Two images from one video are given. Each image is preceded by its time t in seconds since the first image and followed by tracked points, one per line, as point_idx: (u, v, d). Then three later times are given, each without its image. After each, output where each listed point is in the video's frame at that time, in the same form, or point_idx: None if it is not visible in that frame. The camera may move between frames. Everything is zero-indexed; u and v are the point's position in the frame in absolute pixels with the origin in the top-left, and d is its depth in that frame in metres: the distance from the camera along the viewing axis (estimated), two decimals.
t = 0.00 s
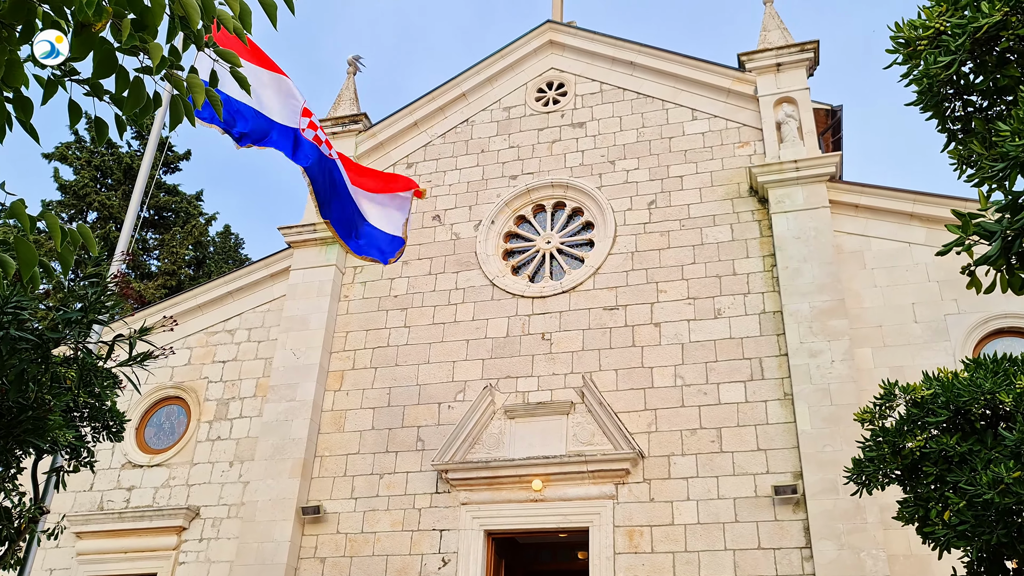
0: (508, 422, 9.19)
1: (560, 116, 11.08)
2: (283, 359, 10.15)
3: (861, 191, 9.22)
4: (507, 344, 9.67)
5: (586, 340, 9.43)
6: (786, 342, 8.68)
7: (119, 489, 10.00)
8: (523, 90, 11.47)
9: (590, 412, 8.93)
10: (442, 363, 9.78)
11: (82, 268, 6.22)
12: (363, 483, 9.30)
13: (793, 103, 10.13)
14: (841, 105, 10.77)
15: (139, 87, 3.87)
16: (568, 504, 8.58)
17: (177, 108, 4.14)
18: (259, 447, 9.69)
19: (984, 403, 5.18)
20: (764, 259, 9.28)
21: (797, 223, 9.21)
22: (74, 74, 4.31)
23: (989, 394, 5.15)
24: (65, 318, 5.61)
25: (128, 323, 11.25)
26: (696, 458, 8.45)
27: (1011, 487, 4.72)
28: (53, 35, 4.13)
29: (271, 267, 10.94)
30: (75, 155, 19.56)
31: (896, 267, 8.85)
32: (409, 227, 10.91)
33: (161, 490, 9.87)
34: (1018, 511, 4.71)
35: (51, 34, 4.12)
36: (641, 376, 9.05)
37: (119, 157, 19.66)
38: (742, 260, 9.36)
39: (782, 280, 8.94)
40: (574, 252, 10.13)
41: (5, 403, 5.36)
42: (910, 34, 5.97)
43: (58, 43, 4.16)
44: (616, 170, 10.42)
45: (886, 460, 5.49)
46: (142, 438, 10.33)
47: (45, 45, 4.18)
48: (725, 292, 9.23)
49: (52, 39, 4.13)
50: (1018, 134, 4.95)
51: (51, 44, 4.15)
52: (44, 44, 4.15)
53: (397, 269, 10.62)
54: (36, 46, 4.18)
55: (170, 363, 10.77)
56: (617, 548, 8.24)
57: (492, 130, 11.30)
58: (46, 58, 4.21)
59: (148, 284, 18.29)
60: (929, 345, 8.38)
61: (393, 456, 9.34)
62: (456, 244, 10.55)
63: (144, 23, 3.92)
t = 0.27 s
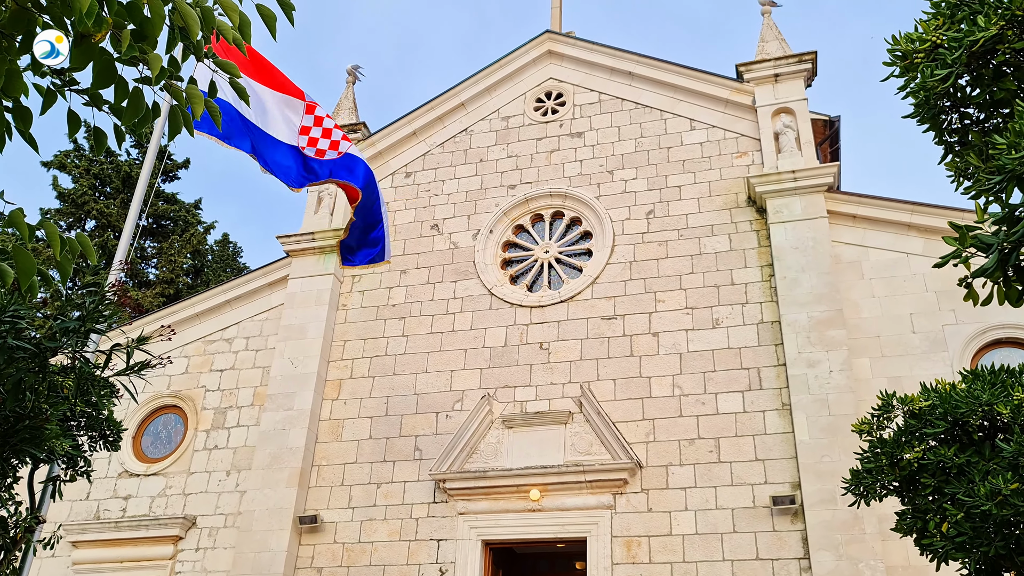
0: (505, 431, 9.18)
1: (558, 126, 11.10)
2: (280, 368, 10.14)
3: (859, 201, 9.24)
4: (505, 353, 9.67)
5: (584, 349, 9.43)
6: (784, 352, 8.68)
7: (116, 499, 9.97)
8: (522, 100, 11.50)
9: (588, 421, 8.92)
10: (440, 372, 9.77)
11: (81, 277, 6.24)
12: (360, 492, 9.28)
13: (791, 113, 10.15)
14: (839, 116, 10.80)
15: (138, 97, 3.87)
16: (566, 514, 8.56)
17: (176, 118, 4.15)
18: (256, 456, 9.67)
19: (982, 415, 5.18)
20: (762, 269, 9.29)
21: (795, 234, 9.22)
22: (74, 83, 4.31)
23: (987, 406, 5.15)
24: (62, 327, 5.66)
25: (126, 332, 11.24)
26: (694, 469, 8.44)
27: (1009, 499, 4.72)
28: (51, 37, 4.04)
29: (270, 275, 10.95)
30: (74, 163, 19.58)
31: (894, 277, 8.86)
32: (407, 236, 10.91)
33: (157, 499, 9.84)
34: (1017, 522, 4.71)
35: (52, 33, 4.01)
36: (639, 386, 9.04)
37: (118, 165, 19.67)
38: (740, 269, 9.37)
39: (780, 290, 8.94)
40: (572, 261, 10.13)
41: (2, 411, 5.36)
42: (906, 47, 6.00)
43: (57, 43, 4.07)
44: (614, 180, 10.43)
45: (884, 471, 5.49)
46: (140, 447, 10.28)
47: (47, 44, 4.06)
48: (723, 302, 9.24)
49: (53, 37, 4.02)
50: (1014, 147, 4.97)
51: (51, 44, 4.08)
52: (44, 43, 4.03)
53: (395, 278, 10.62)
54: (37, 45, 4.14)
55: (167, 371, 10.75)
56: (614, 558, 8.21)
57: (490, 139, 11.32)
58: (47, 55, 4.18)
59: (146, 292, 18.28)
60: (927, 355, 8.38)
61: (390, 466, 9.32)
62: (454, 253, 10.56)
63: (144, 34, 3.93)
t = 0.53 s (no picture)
0: (503, 441, 9.16)
1: (557, 136, 11.12)
2: (278, 378, 10.12)
3: (856, 212, 9.25)
4: (503, 363, 9.66)
5: (582, 360, 9.42)
6: (782, 363, 8.68)
7: (112, 508, 9.94)
8: (521, 110, 11.53)
9: (586, 432, 8.91)
10: (437, 382, 9.76)
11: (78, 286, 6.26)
12: (357, 502, 9.25)
13: (788, 124, 10.18)
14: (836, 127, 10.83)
15: (138, 108, 3.88)
16: (564, 525, 8.54)
17: (175, 128, 4.15)
18: (253, 466, 9.64)
19: (980, 427, 5.19)
20: (760, 280, 9.29)
21: (793, 244, 9.23)
22: (73, 94, 4.32)
23: (985, 418, 5.15)
24: (60, 336, 5.68)
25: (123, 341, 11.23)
26: (692, 479, 8.42)
27: (1008, 511, 4.73)
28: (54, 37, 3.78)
29: (268, 284, 10.94)
30: (73, 172, 19.60)
31: (891, 288, 8.86)
32: (405, 245, 10.92)
33: (153, 509, 9.80)
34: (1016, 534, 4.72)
35: (52, 33, 3.78)
36: (637, 396, 9.03)
37: (117, 174, 19.69)
38: (738, 280, 9.37)
39: (778, 300, 8.95)
40: (570, 271, 10.14)
41: None
42: (903, 60, 6.01)
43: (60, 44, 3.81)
44: (613, 190, 10.45)
45: (882, 483, 5.49)
46: (136, 456, 10.25)
47: (46, 46, 3.82)
48: (721, 312, 9.24)
49: (53, 38, 3.79)
50: (1010, 160, 4.98)
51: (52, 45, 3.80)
52: (43, 45, 3.79)
53: (393, 287, 10.62)
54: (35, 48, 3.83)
55: (164, 380, 10.73)
56: (612, 570, 8.19)
57: (489, 149, 11.34)
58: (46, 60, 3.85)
59: (144, 301, 18.26)
60: (925, 366, 8.38)
61: (387, 476, 9.30)
62: (452, 263, 10.56)
63: (144, 45, 3.97)
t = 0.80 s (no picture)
0: (501, 452, 9.14)
1: (555, 146, 11.14)
2: (275, 387, 10.10)
3: (854, 223, 9.26)
4: (500, 373, 9.65)
5: (580, 370, 9.41)
6: (780, 373, 8.67)
7: (107, 518, 9.90)
8: (519, 121, 11.55)
9: (583, 442, 8.89)
10: (435, 392, 9.75)
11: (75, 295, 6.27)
12: (354, 512, 9.22)
13: (786, 135, 10.20)
14: (834, 138, 10.85)
15: (136, 117, 3.88)
16: (561, 536, 8.52)
17: (173, 137, 4.14)
18: (249, 476, 9.62)
19: (978, 438, 5.19)
20: (758, 290, 9.30)
21: (791, 255, 9.24)
22: (72, 103, 4.33)
23: (983, 429, 5.16)
24: (57, 345, 5.69)
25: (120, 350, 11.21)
26: (690, 490, 8.40)
27: (1006, 523, 4.73)
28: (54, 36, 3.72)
29: (265, 293, 10.93)
30: (71, 181, 19.61)
31: (889, 299, 8.87)
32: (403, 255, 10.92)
33: (149, 518, 9.77)
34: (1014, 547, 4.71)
35: (52, 32, 3.72)
36: (635, 407, 9.02)
37: (115, 183, 19.69)
38: (736, 290, 9.38)
39: (776, 311, 8.95)
40: (568, 281, 10.14)
41: None
42: (900, 73, 6.03)
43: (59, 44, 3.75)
44: (611, 201, 10.46)
45: (880, 494, 5.48)
46: (132, 466, 10.22)
47: (45, 46, 3.75)
48: (718, 323, 9.24)
49: (53, 38, 3.73)
50: (1007, 173, 4.98)
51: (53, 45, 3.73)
52: (43, 45, 3.72)
53: (391, 297, 10.62)
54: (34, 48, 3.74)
55: (161, 390, 10.71)
56: None
57: (487, 159, 11.36)
58: (46, 60, 3.76)
59: (141, 310, 18.25)
60: (922, 377, 8.38)
61: (384, 486, 9.28)
62: (450, 273, 10.56)
63: (143, 54, 3.99)
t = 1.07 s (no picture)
0: (498, 462, 9.11)
1: (553, 157, 11.16)
2: (272, 397, 10.08)
3: (851, 235, 9.26)
4: (497, 384, 9.63)
5: (577, 381, 9.40)
6: (777, 385, 8.66)
7: (102, 528, 9.85)
8: (517, 131, 11.57)
9: (581, 453, 8.87)
10: (432, 402, 9.73)
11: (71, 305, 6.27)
12: (350, 523, 9.19)
13: (784, 147, 10.22)
14: (831, 150, 10.88)
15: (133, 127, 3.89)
16: (558, 547, 8.49)
17: (171, 147, 4.15)
18: (245, 486, 9.58)
19: (976, 451, 5.18)
20: (755, 301, 9.30)
21: (788, 266, 9.24)
22: (70, 112, 4.33)
23: (980, 442, 5.15)
24: (52, 355, 5.70)
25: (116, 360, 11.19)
26: (687, 502, 8.38)
27: (1004, 536, 4.72)
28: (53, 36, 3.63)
29: (262, 303, 10.91)
30: (69, 190, 19.60)
31: (886, 310, 8.87)
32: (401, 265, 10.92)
33: (144, 529, 9.72)
34: (1012, 560, 4.70)
35: (52, 32, 3.63)
36: (632, 417, 9.01)
37: (112, 192, 19.69)
38: (733, 301, 9.38)
39: (773, 322, 8.95)
40: (566, 292, 10.14)
41: None
42: (897, 85, 6.04)
43: (59, 44, 3.66)
44: (609, 212, 10.46)
45: (878, 507, 5.47)
46: (128, 476, 10.18)
47: (45, 45, 3.65)
48: (716, 334, 9.24)
49: (53, 38, 3.64)
50: (1004, 186, 4.99)
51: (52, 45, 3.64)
52: (42, 45, 3.63)
53: (388, 307, 10.61)
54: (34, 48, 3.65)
55: (157, 400, 10.68)
56: None
57: (485, 170, 11.37)
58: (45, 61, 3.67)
59: (137, 320, 18.22)
60: (920, 389, 8.38)
61: (381, 497, 9.24)
62: (448, 283, 10.56)
63: (141, 64, 4.06)
